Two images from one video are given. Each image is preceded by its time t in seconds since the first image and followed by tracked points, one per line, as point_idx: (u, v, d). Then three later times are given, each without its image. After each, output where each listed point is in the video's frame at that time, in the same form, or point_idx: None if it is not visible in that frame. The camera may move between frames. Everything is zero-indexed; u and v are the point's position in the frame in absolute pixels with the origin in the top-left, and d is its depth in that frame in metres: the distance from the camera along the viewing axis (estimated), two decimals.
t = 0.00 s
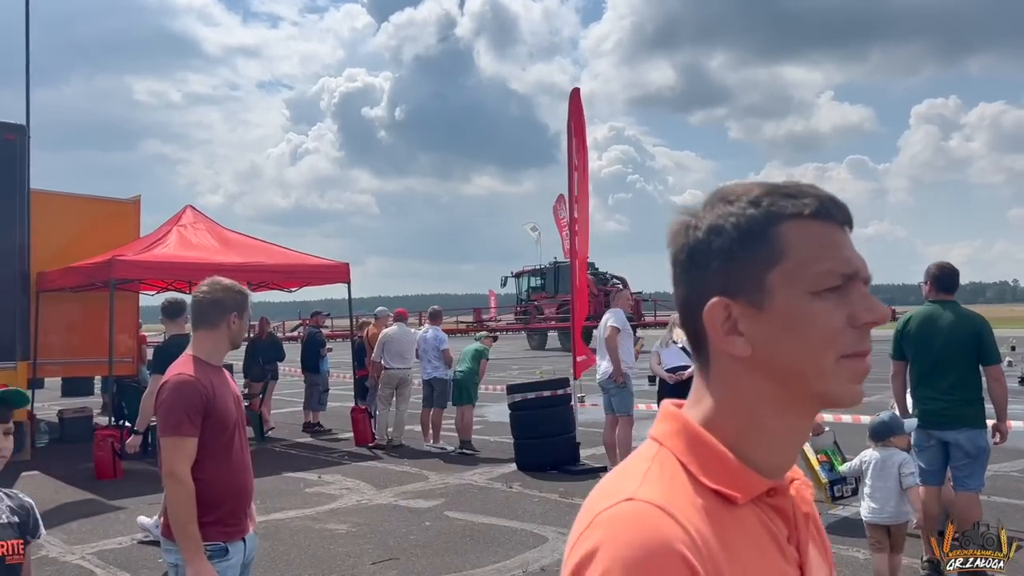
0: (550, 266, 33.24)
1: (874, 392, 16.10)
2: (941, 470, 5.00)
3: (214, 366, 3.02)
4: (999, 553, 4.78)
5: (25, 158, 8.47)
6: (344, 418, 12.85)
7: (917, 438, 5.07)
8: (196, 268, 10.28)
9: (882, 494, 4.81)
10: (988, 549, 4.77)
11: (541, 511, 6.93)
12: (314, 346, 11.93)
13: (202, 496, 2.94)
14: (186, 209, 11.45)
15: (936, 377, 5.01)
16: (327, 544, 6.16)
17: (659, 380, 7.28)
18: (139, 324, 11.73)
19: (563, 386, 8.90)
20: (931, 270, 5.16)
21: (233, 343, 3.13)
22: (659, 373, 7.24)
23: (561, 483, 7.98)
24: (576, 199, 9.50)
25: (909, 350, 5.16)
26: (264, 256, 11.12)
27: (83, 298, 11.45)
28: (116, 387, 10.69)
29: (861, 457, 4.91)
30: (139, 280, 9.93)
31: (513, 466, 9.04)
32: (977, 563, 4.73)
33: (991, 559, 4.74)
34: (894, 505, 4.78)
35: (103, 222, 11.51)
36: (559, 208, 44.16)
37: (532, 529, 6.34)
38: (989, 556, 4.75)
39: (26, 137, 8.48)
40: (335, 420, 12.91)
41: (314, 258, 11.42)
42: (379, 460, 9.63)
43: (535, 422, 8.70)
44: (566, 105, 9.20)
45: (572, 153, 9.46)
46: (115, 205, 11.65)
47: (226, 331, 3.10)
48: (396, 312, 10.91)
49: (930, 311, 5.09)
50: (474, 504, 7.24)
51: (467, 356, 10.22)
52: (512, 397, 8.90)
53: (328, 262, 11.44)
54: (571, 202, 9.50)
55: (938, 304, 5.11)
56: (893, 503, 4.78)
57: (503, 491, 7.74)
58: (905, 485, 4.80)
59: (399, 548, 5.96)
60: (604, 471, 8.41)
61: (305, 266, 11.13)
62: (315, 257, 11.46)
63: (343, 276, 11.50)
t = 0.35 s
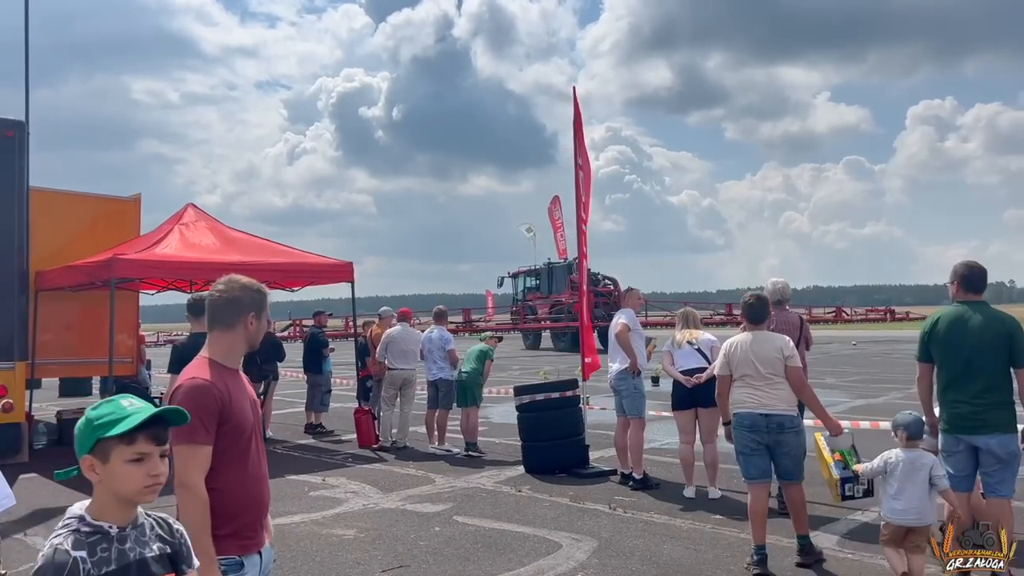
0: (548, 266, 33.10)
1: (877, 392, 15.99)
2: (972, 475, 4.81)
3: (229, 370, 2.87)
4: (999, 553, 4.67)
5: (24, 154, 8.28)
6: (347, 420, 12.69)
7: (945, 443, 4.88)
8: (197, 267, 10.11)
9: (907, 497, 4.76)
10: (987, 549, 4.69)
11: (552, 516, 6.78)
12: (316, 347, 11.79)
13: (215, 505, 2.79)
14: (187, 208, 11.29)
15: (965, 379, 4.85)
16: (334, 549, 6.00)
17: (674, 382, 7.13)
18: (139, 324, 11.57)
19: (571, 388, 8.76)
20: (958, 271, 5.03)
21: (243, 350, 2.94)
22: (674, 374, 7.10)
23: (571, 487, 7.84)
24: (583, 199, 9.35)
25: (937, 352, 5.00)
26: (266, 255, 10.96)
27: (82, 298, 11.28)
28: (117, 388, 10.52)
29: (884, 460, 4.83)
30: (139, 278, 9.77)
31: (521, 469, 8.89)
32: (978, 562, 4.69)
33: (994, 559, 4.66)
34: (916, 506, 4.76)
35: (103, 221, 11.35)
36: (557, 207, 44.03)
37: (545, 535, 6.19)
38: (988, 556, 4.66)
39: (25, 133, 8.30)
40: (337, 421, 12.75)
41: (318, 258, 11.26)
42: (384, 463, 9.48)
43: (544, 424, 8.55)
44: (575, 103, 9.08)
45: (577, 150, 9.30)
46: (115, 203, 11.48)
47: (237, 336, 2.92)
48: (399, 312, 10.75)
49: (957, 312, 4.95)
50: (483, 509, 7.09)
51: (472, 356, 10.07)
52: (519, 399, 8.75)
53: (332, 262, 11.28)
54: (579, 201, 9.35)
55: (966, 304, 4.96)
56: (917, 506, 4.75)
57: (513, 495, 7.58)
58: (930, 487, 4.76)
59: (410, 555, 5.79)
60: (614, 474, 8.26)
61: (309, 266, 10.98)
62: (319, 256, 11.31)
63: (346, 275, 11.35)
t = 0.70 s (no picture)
0: (535, 268, 33.00)
1: (866, 395, 15.98)
2: (989, 488, 4.66)
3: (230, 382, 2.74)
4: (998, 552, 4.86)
5: (11, 154, 8.06)
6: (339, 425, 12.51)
7: (960, 453, 4.74)
8: (189, 270, 9.91)
9: (913, 507, 4.82)
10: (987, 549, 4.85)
11: (554, 526, 6.65)
12: (309, 352, 11.62)
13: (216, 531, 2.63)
14: (178, 209, 11.08)
15: (983, 390, 4.70)
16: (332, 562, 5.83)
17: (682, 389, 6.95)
18: (128, 327, 11.36)
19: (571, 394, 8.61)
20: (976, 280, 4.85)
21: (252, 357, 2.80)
22: (681, 381, 6.93)
23: (572, 495, 7.70)
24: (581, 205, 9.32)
25: (952, 362, 4.84)
26: (259, 258, 10.77)
27: (70, 300, 11.05)
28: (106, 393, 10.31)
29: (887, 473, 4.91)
30: (129, 281, 9.57)
31: (519, 476, 8.74)
32: (977, 562, 4.87)
33: (993, 560, 4.85)
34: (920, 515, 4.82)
35: (90, 221, 11.13)
36: (544, 209, 43.93)
37: (548, 547, 6.05)
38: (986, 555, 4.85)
39: (12, 133, 8.08)
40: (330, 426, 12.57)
41: (311, 260, 11.08)
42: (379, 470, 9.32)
43: (542, 431, 8.40)
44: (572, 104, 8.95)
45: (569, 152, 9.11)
46: (101, 203, 11.27)
47: (241, 343, 2.78)
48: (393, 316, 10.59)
49: (975, 322, 4.79)
50: (483, 518, 6.94)
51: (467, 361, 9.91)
52: (517, 405, 8.60)
53: (325, 265, 11.10)
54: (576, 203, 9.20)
55: (982, 313, 4.81)
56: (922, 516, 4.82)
57: (513, 505, 7.43)
58: (934, 497, 4.84)
59: (410, 569, 5.62)
60: (615, 482, 8.13)
61: (303, 269, 10.80)
62: (312, 259, 11.13)
63: (340, 279, 11.19)
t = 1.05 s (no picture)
0: (512, 269, 33.01)
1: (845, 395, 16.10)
2: (1002, 488, 4.56)
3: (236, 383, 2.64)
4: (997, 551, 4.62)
5: None
6: (325, 426, 12.30)
7: (975, 453, 4.63)
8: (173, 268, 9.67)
9: (913, 499, 4.74)
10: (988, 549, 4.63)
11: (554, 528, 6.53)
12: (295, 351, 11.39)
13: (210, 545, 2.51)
14: (160, 206, 10.83)
15: (995, 390, 4.54)
16: (329, 567, 5.67)
17: (685, 391, 6.86)
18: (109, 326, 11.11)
19: (565, 393, 8.49)
20: (988, 276, 4.67)
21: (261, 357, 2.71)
22: (684, 383, 6.83)
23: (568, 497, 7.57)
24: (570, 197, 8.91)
25: (964, 361, 4.68)
26: (244, 256, 10.56)
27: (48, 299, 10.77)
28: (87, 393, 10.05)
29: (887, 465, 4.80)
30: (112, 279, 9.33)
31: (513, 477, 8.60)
32: (976, 562, 4.63)
33: (992, 559, 4.63)
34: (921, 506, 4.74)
35: (70, 217, 10.87)
36: (522, 211, 43.99)
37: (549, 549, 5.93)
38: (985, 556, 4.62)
39: None
40: (315, 427, 12.35)
41: (297, 258, 10.89)
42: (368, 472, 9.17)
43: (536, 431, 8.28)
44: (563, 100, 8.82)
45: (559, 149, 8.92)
46: (78, 199, 10.98)
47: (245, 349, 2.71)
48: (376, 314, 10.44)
49: (987, 320, 4.61)
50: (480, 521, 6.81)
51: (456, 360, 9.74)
52: (511, 405, 8.46)
53: (312, 263, 10.91)
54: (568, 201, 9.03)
55: (995, 311, 4.61)
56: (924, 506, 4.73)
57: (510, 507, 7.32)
58: (931, 487, 4.73)
59: (411, 573, 5.48)
60: (611, 483, 8.02)
61: (289, 266, 10.59)
62: (298, 256, 10.93)
63: (327, 277, 11.02)
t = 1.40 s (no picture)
0: (484, 268, 32.96)
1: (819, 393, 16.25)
2: (1011, 488, 4.52)
3: (219, 403, 2.48)
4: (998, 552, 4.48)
5: None
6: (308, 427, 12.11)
7: (984, 453, 4.58)
8: (152, 265, 9.43)
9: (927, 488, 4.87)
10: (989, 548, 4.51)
11: (550, 530, 6.43)
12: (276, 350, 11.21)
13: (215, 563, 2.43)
14: (139, 202, 10.57)
15: (1001, 390, 4.47)
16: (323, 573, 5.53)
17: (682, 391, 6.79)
18: (84, 324, 10.83)
19: (556, 393, 8.40)
20: (998, 274, 4.57)
21: (214, 366, 2.58)
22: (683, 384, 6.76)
23: (561, 498, 7.48)
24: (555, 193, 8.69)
25: (973, 361, 4.64)
26: (226, 252, 10.33)
27: (21, 297, 10.47)
28: (63, 394, 9.79)
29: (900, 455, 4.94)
30: (89, 276, 9.07)
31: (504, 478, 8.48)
32: (977, 563, 4.43)
33: (993, 560, 4.46)
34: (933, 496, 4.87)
35: (41, 212, 10.54)
36: (495, 210, 43.95)
37: (548, 553, 5.84)
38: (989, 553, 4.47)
39: None
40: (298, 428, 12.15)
41: (281, 255, 10.68)
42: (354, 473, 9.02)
43: (526, 431, 8.21)
44: (551, 95, 8.71)
45: (546, 144, 8.81)
46: (51, 194, 10.67)
47: (205, 356, 2.65)
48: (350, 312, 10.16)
49: (994, 319, 4.54)
50: (475, 524, 6.69)
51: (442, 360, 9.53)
52: (500, 404, 8.32)
53: (296, 260, 10.71)
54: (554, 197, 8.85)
55: (1003, 310, 4.54)
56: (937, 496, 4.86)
57: (503, 509, 7.19)
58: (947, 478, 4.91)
59: None
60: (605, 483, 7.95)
61: (272, 264, 10.38)
62: (281, 254, 10.72)
63: (310, 274, 10.83)
